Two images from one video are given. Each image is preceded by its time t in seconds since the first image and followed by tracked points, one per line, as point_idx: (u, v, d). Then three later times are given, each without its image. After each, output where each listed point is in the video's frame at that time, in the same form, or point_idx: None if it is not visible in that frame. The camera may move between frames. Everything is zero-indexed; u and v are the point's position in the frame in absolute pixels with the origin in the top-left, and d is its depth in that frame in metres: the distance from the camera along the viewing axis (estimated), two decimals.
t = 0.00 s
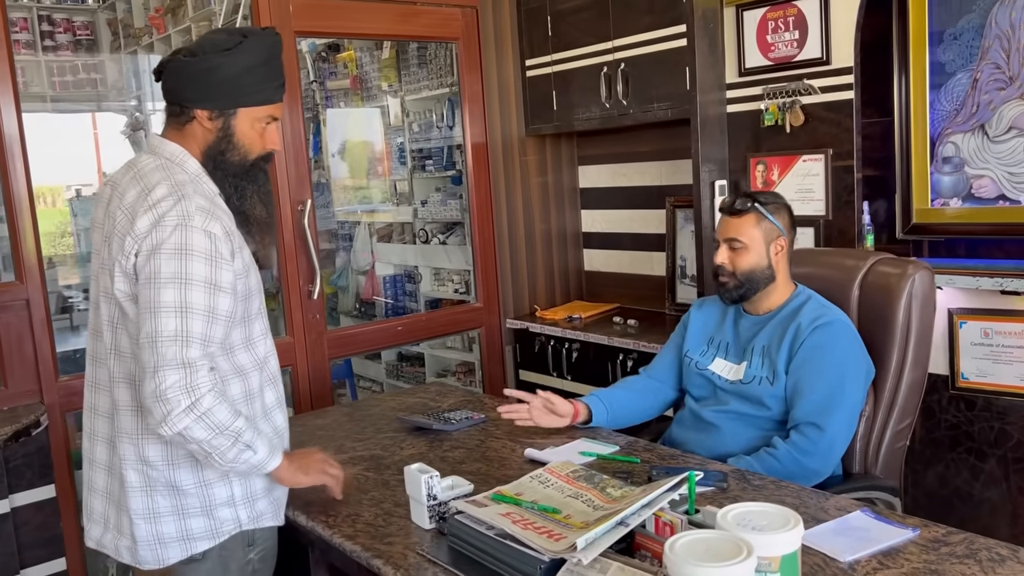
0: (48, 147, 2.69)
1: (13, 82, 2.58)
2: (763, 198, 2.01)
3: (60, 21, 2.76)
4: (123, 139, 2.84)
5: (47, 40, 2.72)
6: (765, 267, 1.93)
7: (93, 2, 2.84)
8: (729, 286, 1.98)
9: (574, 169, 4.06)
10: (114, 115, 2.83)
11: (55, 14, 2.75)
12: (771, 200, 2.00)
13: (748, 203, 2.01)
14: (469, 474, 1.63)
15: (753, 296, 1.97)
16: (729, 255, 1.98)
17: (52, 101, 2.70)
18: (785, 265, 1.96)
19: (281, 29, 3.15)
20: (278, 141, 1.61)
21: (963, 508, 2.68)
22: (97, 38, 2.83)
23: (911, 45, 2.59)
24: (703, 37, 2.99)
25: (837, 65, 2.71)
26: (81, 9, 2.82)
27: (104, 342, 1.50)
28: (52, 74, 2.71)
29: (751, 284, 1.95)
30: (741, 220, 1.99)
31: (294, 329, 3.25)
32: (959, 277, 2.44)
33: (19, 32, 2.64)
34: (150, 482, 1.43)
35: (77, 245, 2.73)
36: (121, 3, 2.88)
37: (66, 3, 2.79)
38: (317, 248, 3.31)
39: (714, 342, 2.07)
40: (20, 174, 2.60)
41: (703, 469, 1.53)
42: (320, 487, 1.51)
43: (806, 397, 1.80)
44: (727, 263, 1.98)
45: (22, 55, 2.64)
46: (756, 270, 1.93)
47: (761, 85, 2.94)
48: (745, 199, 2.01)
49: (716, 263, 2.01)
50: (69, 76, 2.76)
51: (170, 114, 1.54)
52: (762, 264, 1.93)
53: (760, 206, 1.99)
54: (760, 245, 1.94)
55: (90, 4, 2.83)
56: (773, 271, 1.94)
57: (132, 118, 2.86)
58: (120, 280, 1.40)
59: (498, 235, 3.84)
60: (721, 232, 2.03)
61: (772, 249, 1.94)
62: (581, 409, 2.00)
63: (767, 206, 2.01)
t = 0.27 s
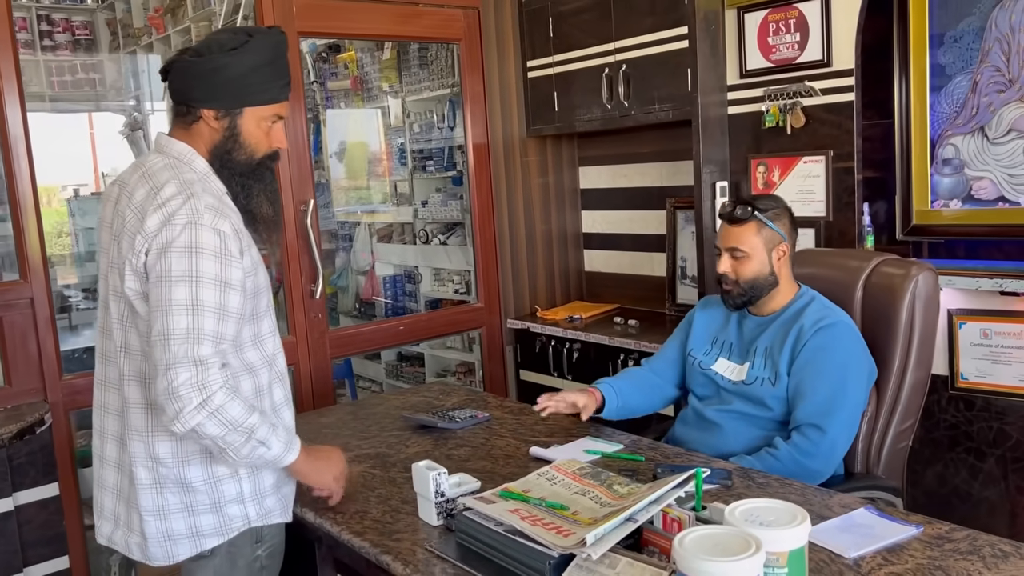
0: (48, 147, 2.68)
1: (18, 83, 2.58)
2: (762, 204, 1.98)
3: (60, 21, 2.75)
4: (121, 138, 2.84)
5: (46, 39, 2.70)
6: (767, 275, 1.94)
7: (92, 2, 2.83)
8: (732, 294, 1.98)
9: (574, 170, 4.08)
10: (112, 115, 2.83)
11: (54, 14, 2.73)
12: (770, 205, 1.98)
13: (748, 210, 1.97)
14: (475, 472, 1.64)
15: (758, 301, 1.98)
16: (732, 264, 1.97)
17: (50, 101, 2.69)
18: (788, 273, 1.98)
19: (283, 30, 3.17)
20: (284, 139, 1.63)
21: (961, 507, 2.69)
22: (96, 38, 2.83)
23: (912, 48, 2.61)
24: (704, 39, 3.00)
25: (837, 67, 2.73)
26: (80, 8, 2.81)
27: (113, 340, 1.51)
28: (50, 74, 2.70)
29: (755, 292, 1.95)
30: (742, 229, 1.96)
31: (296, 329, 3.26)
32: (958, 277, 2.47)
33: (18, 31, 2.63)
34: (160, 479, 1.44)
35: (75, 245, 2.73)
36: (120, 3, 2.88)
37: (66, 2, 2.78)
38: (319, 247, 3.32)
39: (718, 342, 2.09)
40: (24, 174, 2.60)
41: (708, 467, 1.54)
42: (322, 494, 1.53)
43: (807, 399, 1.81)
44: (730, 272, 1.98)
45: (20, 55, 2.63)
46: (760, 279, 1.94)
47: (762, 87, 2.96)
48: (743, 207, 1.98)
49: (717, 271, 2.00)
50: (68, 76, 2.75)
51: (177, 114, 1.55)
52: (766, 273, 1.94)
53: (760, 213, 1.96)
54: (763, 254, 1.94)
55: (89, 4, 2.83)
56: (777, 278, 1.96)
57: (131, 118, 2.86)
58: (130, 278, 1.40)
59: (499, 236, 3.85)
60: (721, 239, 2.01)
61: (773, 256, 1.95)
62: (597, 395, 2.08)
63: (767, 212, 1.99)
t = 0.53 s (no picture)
0: (49, 146, 2.69)
1: (22, 82, 2.59)
2: (777, 204, 2.02)
3: (59, 21, 2.74)
4: (120, 138, 2.85)
5: (46, 39, 2.70)
6: (768, 272, 1.95)
7: (93, 2, 2.84)
8: (731, 288, 2.01)
9: (575, 171, 4.09)
10: (112, 114, 2.84)
11: (54, 13, 2.73)
12: (784, 206, 2.01)
13: (762, 208, 2.02)
14: (478, 471, 1.65)
15: (756, 300, 1.99)
16: (734, 257, 2.01)
17: (50, 100, 2.69)
18: (790, 274, 1.98)
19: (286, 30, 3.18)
20: (289, 139, 1.64)
21: (960, 508, 2.71)
22: (96, 38, 2.83)
23: (913, 50, 2.63)
24: (706, 41, 3.01)
25: (838, 69, 2.74)
26: (80, 8, 2.81)
27: (119, 338, 1.52)
28: (50, 74, 2.70)
29: (753, 289, 1.97)
30: (752, 223, 2.00)
31: (298, 328, 3.27)
32: (958, 278, 2.51)
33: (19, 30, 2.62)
34: (166, 477, 1.45)
35: (74, 244, 2.74)
36: (120, 2, 2.88)
37: (66, 2, 2.78)
38: (320, 247, 3.33)
39: (720, 343, 2.10)
40: (28, 173, 2.61)
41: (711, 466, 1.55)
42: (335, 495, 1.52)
43: (808, 402, 1.82)
44: (732, 264, 2.01)
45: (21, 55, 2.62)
46: (760, 276, 1.95)
47: (763, 89, 2.97)
48: (758, 205, 2.02)
49: (720, 263, 2.04)
50: (68, 76, 2.75)
51: (184, 113, 1.56)
52: (767, 271, 1.95)
53: (772, 212, 2.01)
54: (767, 251, 1.96)
55: (89, 4, 2.83)
56: (779, 278, 1.96)
57: (130, 118, 2.87)
58: (137, 276, 1.41)
59: (500, 237, 3.86)
60: (731, 233, 2.05)
61: (777, 257, 1.96)
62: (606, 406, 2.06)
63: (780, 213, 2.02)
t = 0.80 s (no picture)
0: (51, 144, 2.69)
1: (25, 81, 2.59)
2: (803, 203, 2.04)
3: (60, 21, 2.75)
4: (121, 138, 2.86)
5: (47, 39, 2.70)
6: (781, 266, 1.95)
7: (93, 2, 2.84)
8: (740, 274, 2.00)
9: (576, 172, 4.10)
10: (112, 114, 2.85)
11: (55, 13, 2.74)
12: (811, 207, 2.03)
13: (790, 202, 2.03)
14: (480, 470, 1.66)
15: (762, 290, 1.99)
16: (751, 244, 2.01)
17: (51, 100, 2.69)
18: (802, 273, 1.99)
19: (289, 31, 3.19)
20: (292, 137, 1.65)
21: (959, 510, 2.71)
22: (97, 38, 2.84)
23: (913, 53, 2.63)
24: (707, 43, 3.02)
25: (839, 72, 2.75)
26: (82, 8, 2.81)
27: (124, 337, 1.52)
28: (51, 73, 2.70)
29: (762, 278, 1.96)
30: (777, 215, 2.01)
31: (299, 328, 3.27)
32: (958, 281, 2.54)
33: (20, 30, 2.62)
34: (170, 475, 1.46)
35: (75, 243, 2.74)
36: (121, 2, 2.89)
37: (67, 2, 2.78)
38: (322, 247, 3.33)
39: (722, 344, 2.11)
40: (31, 172, 2.62)
41: (711, 466, 1.56)
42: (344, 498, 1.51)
43: (803, 406, 1.82)
44: (747, 250, 2.00)
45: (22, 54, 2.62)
46: (771, 267, 1.96)
47: (764, 91, 2.98)
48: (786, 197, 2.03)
49: (735, 247, 2.03)
50: (68, 76, 2.76)
51: (187, 112, 1.56)
52: (779, 263, 1.95)
53: (799, 208, 2.02)
54: (784, 245, 1.97)
55: (90, 4, 2.83)
56: (788, 274, 1.97)
57: (131, 117, 2.88)
58: (142, 275, 1.42)
59: (501, 238, 3.87)
60: (752, 220, 2.05)
61: (792, 254, 1.97)
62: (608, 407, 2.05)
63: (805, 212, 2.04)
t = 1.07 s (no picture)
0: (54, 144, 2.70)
1: (30, 81, 2.60)
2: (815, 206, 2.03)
3: (63, 20, 2.75)
4: (123, 138, 2.87)
5: (50, 38, 2.70)
6: (790, 269, 1.96)
7: (96, 2, 2.85)
8: (748, 275, 2.00)
9: (578, 173, 4.11)
10: (114, 114, 2.86)
11: (58, 13, 2.74)
12: (822, 211, 2.03)
13: (801, 205, 2.02)
14: (482, 469, 1.66)
15: (770, 293, 1.99)
16: (760, 245, 2.00)
17: (53, 99, 2.70)
18: (810, 277, 2.00)
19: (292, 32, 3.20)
20: (294, 135, 1.66)
21: (959, 512, 2.71)
22: (99, 38, 2.85)
23: (915, 56, 2.64)
24: (709, 45, 3.02)
25: (841, 75, 2.75)
26: (84, 8, 2.82)
27: (127, 336, 1.53)
28: (53, 73, 2.70)
29: (770, 280, 1.97)
30: (787, 218, 2.00)
31: (301, 327, 3.28)
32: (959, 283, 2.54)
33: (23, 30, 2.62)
34: (173, 474, 1.46)
35: (76, 243, 2.75)
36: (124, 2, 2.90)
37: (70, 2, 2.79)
38: (324, 247, 3.34)
39: (727, 345, 2.11)
40: (35, 172, 2.62)
41: (712, 466, 1.56)
42: (351, 502, 1.52)
43: (800, 408, 1.82)
44: (755, 252, 2.00)
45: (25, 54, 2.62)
46: (779, 270, 1.96)
47: (766, 93, 2.98)
48: (798, 201, 2.03)
49: (744, 248, 2.02)
50: (71, 75, 2.76)
51: (189, 112, 1.57)
52: (788, 266, 1.95)
53: (810, 212, 2.02)
54: (794, 248, 1.96)
55: (92, 4, 2.84)
56: (796, 278, 1.97)
57: (132, 118, 2.89)
58: (146, 274, 1.42)
59: (502, 239, 3.88)
60: (762, 222, 2.05)
61: (801, 258, 1.97)
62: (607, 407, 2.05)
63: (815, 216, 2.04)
